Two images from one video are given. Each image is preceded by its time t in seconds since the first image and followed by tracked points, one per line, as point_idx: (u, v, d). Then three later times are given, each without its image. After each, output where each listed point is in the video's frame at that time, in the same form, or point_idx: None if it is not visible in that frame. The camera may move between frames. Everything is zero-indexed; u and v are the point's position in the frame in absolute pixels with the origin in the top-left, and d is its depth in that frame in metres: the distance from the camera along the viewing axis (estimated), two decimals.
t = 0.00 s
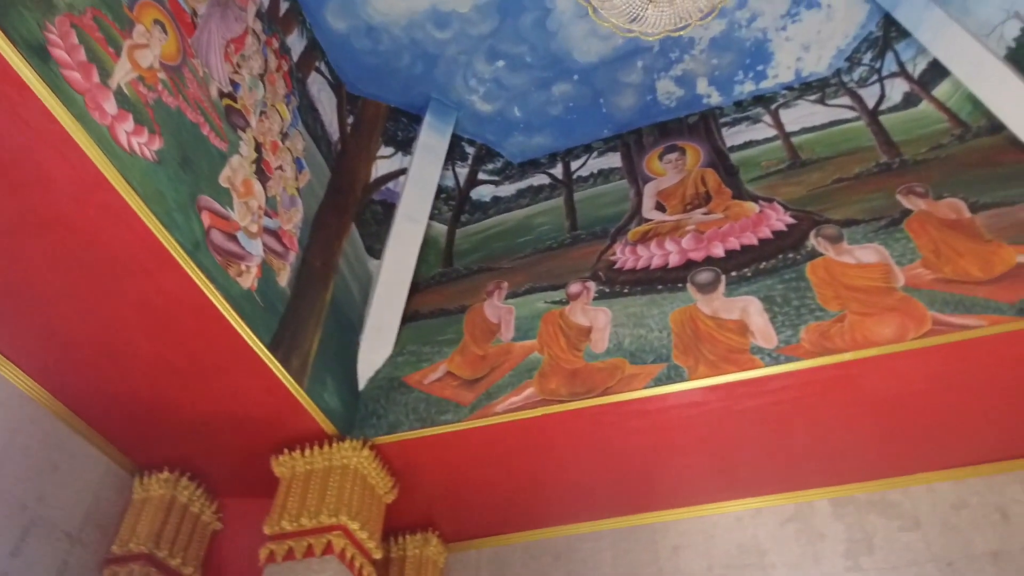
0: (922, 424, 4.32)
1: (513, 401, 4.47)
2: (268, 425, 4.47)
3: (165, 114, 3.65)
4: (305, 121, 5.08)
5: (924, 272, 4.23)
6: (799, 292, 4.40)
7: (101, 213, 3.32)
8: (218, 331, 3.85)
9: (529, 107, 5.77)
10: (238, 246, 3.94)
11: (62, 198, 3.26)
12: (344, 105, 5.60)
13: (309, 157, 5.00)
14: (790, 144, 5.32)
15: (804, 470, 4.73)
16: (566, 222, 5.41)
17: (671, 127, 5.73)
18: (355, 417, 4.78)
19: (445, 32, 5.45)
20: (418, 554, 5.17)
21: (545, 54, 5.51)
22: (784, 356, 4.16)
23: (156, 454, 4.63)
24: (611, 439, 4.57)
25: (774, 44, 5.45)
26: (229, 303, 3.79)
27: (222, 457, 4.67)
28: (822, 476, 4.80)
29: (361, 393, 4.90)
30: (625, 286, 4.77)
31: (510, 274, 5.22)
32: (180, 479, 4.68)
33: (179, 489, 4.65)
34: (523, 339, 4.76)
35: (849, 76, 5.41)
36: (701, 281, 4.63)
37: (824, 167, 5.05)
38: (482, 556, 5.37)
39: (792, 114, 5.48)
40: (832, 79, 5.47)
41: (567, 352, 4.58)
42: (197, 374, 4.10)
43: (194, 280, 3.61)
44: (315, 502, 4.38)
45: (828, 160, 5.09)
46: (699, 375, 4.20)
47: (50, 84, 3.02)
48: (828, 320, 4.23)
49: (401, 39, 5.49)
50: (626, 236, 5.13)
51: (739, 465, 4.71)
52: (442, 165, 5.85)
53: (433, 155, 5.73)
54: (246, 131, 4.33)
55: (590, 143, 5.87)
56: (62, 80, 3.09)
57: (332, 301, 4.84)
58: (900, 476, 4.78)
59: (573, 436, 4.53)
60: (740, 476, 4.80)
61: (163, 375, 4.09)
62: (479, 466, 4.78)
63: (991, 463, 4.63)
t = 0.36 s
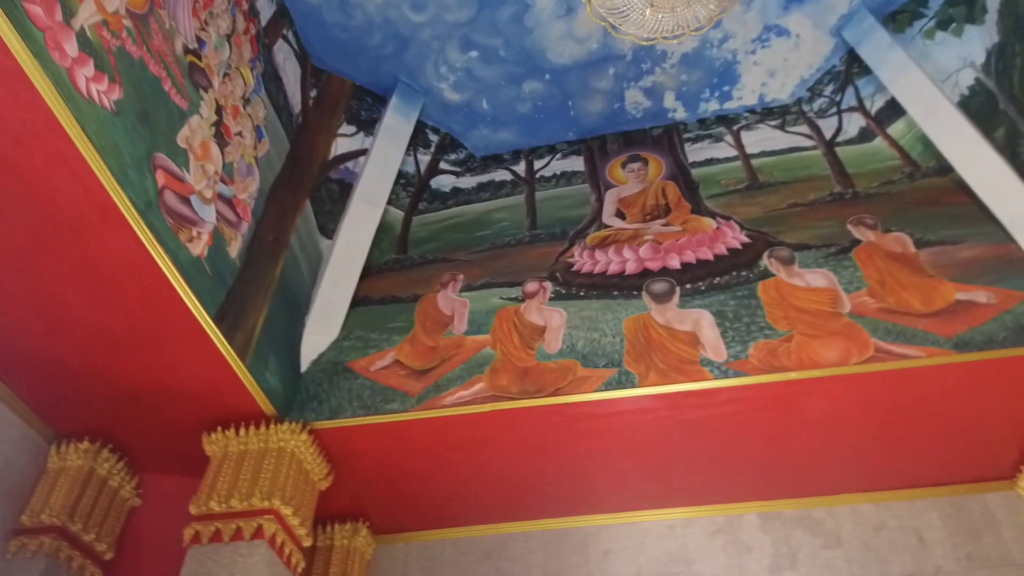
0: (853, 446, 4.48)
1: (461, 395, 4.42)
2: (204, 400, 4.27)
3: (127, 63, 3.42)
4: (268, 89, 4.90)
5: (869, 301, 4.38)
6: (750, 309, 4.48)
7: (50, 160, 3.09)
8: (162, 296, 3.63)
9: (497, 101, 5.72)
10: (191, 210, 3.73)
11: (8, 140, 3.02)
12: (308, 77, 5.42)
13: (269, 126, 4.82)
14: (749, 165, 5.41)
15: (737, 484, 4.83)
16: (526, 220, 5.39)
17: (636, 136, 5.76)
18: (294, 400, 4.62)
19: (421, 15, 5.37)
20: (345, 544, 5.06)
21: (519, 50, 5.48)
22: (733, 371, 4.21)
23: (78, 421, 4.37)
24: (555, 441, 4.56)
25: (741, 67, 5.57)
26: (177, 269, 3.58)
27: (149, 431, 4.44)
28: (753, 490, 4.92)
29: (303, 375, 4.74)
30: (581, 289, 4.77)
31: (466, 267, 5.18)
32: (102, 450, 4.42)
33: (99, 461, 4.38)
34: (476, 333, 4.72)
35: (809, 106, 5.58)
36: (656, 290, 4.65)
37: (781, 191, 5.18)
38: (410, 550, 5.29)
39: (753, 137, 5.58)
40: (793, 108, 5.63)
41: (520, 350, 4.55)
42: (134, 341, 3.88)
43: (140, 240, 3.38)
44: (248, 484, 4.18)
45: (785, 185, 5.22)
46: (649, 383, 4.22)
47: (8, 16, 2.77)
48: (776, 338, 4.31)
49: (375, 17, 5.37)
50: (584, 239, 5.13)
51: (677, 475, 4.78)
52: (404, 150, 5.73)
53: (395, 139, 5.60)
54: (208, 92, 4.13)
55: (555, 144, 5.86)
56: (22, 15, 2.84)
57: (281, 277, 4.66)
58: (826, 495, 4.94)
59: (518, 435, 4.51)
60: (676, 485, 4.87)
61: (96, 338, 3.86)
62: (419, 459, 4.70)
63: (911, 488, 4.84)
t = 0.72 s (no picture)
0: (789, 464, 4.64)
1: (414, 386, 4.38)
2: (144, 370, 4.08)
3: (102, 10, 3.21)
4: (239, 54, 4.76)
5: (816, 326, 4.52)
6: (704, 324, 4.54)
7: (12, 103, 2.87)
8: (114, 256, 3.45)
9: (469, 94, 5.68)
10: (153, 171, 3.55)
11: None
12: (278, 48, 5.25)
13: (236, 93, 4.64)
14: (711, 185, 5.52)
15: (674, 494, 4.93)
16: (490, 217, 5.38)
17: (603, 144, 5.80)
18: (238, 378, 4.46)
19: None
20: (274, 530, 4.90)
21: (498, 46, 5.45)
22: (685, 383, 4.27)
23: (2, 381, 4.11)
24: (502, 439, 4.55)
25: (711, 88, 5.67)
26: (134, 232, 3.39)
27: (78, 399, 4.20)
28: (688, 501, 5.02)
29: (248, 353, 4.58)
30: (541, 290, 4.78)
31: (425, 258, 5.15)
32: (24, 415, 4.17)
33: (21, 427, 4.14)
34: (433, 325, 4.68)
35: (771, 133, 5.74)
36: (615, 298, 4.68)
37: (739, 213, 5.30)
38: (341, 540, 5.17)
39: (716, 158, 5.70)
40: (755, 133, 5.78)
41: (477, 346, 4.53)
42: (76, 302, 3.67)
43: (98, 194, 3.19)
44: (183, 461, 4.01)
45: (744, 207, 5.35)
46: (603, 389, 4.25)
47: None
48: (727, 355, 4.39)
49: None
50: (547, 241, 5.14)
51: (617, 481, 4.84)
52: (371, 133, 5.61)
53: (364, 120, 5.52)
54: (179, 50, 3.95)
55: (523, 143, 5.87)
56: None
57: (235, 249, 4.49)
58: (756, 510, 5.09)
59: (466, 430, 4.48)
60: (615, 491, 4.92)
61: (35, 296, 3.63)
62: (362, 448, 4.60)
63: (836, 509, 5.02)
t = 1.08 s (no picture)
0: (720, 480, 4.78)
1: (363, 375, 4.31)
2: (78, 335, 3.86)
3: None
4: (208, 17, 4.65)
5: (759, 350, 4.64)
6: (654, 338, 4.61)
7: None
8: (65, 213, 3.25)
9: (440, 86, 5.62)
10: (115, 126, 3.36)
11: None
12: (247, 14, 5.05)
13: (203, 55, 4.46)
14: (668, 204, 5.62)
15: (606, 502, 5.00)
16: (450, 211, 5.35)
17: (567, 151, 5.84)
18: (176, 351, 4.28)
19: None
20: (196, 512, 4.72)
21: (474, 41, 5.42)
22: (632, 395, 4.33)
23: None
24: (446, 436, 4.51)
25: (676, 109, 5.74)
26: (90, 188, 3.20)
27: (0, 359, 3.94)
28: (619, 509, 5.10)
29: (189, 326, 4.41)
30: (498, 290, 4.79)
31: (381, 246, 5.07)
32: None
33: None
34: (386, 315, 4.62)
35: (728, 160, 5.87)
36: (570, 305, 4.71)
37: (694, 233, 5.41)
38: (265, 526, 5.02)
39: (675, 178, 5.79)
40: (713, 158, 5.89)
41: (430, 340, 4.50)
42: (15, 256, 3.44)
43: (58, 146, 3.01)
44: (113, 433, 3.81)
45: (698, 229, 5.46)
46: (553, 394, 4.28)
47: None
48: (675, 370, 4.47)
49: None
50: (506, 241, 5.16)
51: (553, 485, 4.88)
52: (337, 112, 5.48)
53: (331, 98, 5.38)
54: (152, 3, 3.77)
55: (487, 141, 5.85)
56: None
57: (187, 217, 4.30)
58: (682, 523, 5.22)
59: (410, 423, 4.43)
60: (549, 496, 4.95)
61: None
62: (300, 434, 4.48)
63: (757, 527, 5.20)
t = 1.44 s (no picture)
0: (661, 490, 4.88)
1: (319, 361, 4.21)
2: (20, 294, 3.66)
3: None
4: None
5: (710, 367, 4.75)
6: (610, 347, 4.66)
7: None
8: (24, 167, 3.06)
9: (415, 75, 5.56)
10: (86, 79, 3.19)
11: None
12: None
13: (177, 16, 4.29)
14: (631, 216, 5.67)
15: (547, 505, 5.03)
16: (416, 203, 5.31)
17: (535, 155, 5.87)
18: (122, 320, 4.10)
19: None
20: (125, 490, 4.52)
21: (454, 34, 5.38)
22: (587, 401, 4.37)
23: None
24: (396, 430, 4.45)
25: (645, 125, 5.80)
26: (55, 143, 3.02)
27: None
28: (558, 514, 5.13)
29: (138, 296, 4.23)
30: (461, 286, 4.79)
31: (343, 231, 4.97)
32: None
33: None
34: (345, 302, 4.54)
35: (690, 179, 5.98)
36: (531, 307, 4.74)
37: (654, 247, 5.48)
38: (197, 509, 4.85)
39: (638, 192, 5.86)
40: (675, 176, 5.99)
41: (389, 331, 4.45)
42: None
43: (27, 95, 2.82)
44: (50, 402, 3.61)
45: (658, 243, 5.53)
46: (510, 395, 4.29)
47: None
48: (629, 379, 4.53)
49: None
50: (471, 238, 5.15)
51: (496, 486, 4.87)
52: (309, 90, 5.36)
53: (302, 75, 5.24)
54: None
55: (457, 136, 5.82)
56: None
57: (146, 182, 4.12)
58: (618, 530, 5.29)
59: (361, 414, 4.35)
60: (492, 496, 4.94)
61: None
62: (245, 416, 4.34)
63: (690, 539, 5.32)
